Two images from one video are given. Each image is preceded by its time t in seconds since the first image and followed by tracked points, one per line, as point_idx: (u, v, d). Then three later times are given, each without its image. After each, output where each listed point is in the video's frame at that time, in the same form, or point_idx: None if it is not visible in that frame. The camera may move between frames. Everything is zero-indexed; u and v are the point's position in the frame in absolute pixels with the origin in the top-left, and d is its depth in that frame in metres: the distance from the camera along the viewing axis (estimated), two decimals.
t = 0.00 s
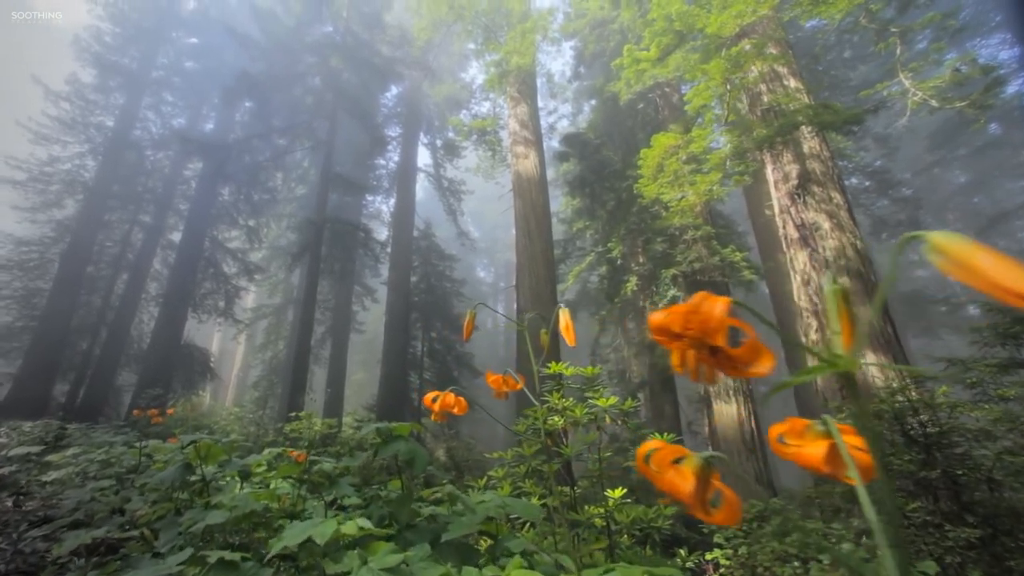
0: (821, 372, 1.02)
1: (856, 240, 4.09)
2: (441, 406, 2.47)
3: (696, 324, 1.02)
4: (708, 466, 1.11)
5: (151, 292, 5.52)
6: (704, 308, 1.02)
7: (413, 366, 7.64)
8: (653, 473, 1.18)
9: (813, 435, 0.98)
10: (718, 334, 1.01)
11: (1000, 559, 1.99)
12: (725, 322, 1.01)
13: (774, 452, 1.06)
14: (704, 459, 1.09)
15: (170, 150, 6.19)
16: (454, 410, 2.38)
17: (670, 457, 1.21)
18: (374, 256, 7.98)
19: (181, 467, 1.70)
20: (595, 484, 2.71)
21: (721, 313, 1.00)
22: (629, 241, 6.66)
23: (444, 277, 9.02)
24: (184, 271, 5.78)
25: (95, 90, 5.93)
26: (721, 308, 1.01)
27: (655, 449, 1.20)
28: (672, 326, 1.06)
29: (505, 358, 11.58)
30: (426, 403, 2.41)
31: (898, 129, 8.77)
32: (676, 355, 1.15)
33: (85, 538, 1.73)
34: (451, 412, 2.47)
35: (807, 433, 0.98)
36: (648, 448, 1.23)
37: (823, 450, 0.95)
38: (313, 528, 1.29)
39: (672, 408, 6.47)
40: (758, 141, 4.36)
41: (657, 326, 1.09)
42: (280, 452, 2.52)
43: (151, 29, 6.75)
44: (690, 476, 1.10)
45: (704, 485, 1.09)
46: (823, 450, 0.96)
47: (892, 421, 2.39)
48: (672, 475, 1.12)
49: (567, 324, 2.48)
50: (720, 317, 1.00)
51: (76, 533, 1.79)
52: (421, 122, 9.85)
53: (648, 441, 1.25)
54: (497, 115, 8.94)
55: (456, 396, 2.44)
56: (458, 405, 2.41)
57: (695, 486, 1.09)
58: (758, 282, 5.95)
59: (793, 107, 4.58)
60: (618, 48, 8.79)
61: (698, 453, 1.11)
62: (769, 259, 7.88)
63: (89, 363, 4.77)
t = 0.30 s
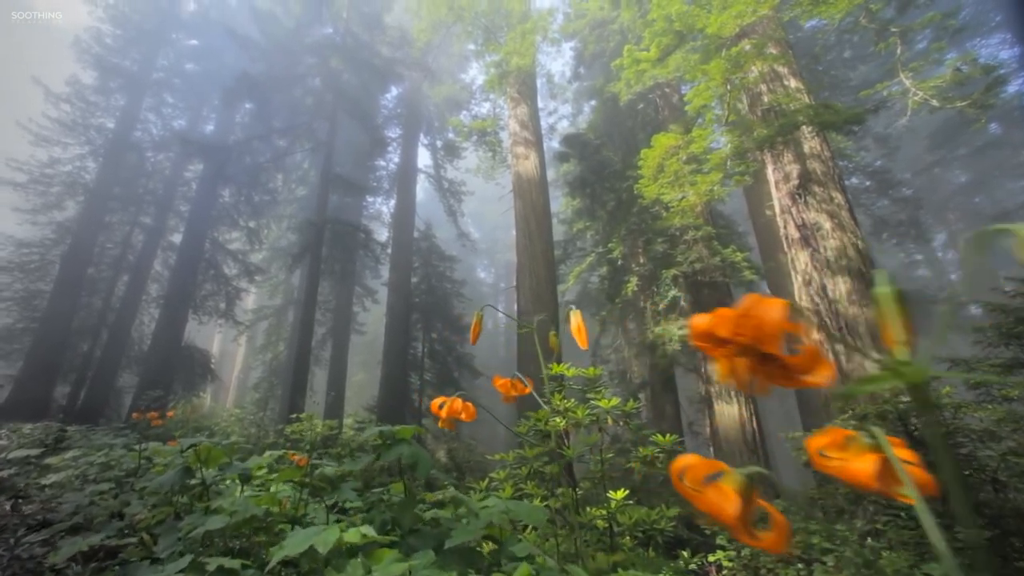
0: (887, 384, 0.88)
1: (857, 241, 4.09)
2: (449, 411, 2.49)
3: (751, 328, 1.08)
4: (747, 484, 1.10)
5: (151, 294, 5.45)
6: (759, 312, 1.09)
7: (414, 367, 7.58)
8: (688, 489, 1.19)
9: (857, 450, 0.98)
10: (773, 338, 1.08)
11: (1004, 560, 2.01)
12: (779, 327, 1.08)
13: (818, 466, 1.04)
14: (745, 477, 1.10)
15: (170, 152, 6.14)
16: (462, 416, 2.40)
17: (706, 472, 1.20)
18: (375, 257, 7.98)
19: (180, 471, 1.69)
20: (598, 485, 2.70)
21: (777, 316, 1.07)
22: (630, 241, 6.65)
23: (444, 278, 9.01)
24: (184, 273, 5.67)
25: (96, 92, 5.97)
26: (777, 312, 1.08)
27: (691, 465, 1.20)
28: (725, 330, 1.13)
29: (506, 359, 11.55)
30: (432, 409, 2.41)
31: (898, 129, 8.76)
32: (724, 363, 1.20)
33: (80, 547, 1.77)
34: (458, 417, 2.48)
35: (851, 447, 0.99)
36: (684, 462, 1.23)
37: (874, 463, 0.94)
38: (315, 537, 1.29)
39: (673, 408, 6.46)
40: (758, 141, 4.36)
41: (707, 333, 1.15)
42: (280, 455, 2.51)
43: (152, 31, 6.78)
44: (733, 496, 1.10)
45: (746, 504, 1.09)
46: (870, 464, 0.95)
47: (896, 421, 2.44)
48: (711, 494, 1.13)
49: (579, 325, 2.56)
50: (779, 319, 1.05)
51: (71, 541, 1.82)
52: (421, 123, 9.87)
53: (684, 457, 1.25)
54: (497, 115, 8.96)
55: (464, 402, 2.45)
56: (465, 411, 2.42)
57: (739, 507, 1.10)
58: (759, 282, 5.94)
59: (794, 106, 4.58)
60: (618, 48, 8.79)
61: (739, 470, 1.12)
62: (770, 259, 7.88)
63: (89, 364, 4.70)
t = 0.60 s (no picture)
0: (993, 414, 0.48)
1: (859, 241, 4.07)
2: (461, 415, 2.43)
3: (839, 332, 0.66)
4: (816, 504, 0.93)
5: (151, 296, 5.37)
6: (848, 316, 0.66)
7: (415, 368, 7.54)
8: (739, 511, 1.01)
9: (927, 466, 0.70)
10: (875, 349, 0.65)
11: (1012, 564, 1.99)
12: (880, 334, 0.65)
13: (881, 487, 0.77)
14: (813, 497, 0.93)
15: (171, 154, 6.14)
16: (477, 421, 2.36)
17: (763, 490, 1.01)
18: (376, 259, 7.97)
19: (180, 475, 1.68)
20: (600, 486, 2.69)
21: (873, 322, 0.65)
22: (630, 242, 6.63)
23: (445, 279, 9.00)
24: (184, 273, 5.62)
25: (96, 93, 5.99)
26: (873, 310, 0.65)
27: (748, 484, 1.01)
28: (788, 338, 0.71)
29: (506, 360, 11.52)
30: (444, 414, 2.36)
31: (899, 129, 8.75)
32: (792, 373, 0.75)
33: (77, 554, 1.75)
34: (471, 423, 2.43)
35: (917, 462, 0.71)
36: (738, 482, 1.04)
37: (952, 484, 0.66)
38: (319, 545, 1.28)
39: (675, 409, 6.44)
40: (759, 141, 4.35)
41: (773, 337, 0.74)
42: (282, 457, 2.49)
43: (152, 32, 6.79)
44: (802, 523, 0.92)
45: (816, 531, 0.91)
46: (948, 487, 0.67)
47: (899, 422, 2.44)
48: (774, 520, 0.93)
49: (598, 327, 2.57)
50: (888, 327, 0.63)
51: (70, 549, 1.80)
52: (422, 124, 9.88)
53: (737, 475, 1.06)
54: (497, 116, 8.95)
55: (477, 407, 2.41)
56: (479, 416, 2.38)
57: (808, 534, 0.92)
58: (760, 283, 5.93)
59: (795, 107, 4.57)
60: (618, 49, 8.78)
61: (804, 491, 0.95)
62: (771, 259, 7.85)
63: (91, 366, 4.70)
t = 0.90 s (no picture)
0: None
1: (861, 241, 4.04)
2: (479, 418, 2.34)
3: (966, 330, 0.76)
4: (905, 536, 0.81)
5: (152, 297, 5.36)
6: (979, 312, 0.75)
7: (416, 369, 7.51)
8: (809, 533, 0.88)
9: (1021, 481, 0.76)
10: (1002, 349, 0.73)
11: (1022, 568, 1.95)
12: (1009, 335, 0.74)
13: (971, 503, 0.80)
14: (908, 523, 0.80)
15: (172, 155, 6.15)
16: (496, 424, 2.28)
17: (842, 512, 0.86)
18: (377, 260, 7.96)
19: (180, 479, 1.66)
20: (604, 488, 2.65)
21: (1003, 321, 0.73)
22: (631, 242, 6.64)
23: (446, 280, 8.96)
24: (185, 274, 5.61)
25: (98, 95, 6.01)
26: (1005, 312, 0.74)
27: (823, 503, 0.88)
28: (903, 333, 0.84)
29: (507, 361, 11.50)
30: (461, 417, 2.27)
31: (900, 129, 8.72)
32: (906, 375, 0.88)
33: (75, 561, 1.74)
34: (487, 427, 2.34)
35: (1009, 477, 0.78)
36: (812, 503, 0.91)
37: None
38: (323, 553, 1.24)
39: (676, 410, 6.42)
40: (761, 142, 4.33)
41: (877, 333, 0.87)
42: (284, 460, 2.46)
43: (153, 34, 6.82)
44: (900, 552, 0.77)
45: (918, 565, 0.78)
46: None
47: (904, 423, 2.40)
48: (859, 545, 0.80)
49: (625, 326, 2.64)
50: (1023, 324, 0.70)
51: (68, 557, 1.79)
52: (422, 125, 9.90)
53: (809, 495, 0.93)
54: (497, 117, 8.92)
55: (494, 410, 2.34)
56: (496, 419, 2.31)
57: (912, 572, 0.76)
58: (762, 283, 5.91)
59: (796, 106, 4.54)
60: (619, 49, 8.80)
61: (893, 516, 0.82)
62: (772, 259, 7.82)
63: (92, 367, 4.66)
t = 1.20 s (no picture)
0: None
1: (863, 241, 4.03)
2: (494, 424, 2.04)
3: None
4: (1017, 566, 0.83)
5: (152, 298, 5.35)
6: None
7: (417, 370, 7.48)
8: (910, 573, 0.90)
9: None
10: None
11: None
12: None
13: None
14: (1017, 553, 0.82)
15: (172, 156, 6.17)
16: (514, 431, 1.97)
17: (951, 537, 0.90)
18: (377, 261, 7.95)
19: (180, 483, 1.65)
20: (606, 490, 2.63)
21: None
22: (632, 243, 6.64)
23: (446, 281, 8.93)
24: (186, 276, 5.61)
25: (98, 97, 6.02)
26: None
27: (931, 533, 0.91)
28: None
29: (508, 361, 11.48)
30: (476, 422, 1.98)
31: (901, 129, 8.69)
32: None
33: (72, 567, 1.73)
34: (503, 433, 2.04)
35: None
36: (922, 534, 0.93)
37: None
38: (328, 563, 1.17)
39: (677, 411, 6.40)
40: (762, 142, 4.31)
41: None
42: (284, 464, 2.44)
43: (153, 36, 6.85)
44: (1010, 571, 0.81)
45: None
46: None
47: (909, 423, 2.37)
48: (969, 573, 0.73)
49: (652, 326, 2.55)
50: None
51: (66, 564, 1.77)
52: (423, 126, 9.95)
53: (915, 529, 0.96)
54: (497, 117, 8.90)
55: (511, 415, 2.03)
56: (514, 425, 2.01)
57: None
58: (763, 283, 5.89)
59: (797, 105, 4.51)
60: (618, 50, 8.83)
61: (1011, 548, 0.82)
62: (774, 260, 7.79)
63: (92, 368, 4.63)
